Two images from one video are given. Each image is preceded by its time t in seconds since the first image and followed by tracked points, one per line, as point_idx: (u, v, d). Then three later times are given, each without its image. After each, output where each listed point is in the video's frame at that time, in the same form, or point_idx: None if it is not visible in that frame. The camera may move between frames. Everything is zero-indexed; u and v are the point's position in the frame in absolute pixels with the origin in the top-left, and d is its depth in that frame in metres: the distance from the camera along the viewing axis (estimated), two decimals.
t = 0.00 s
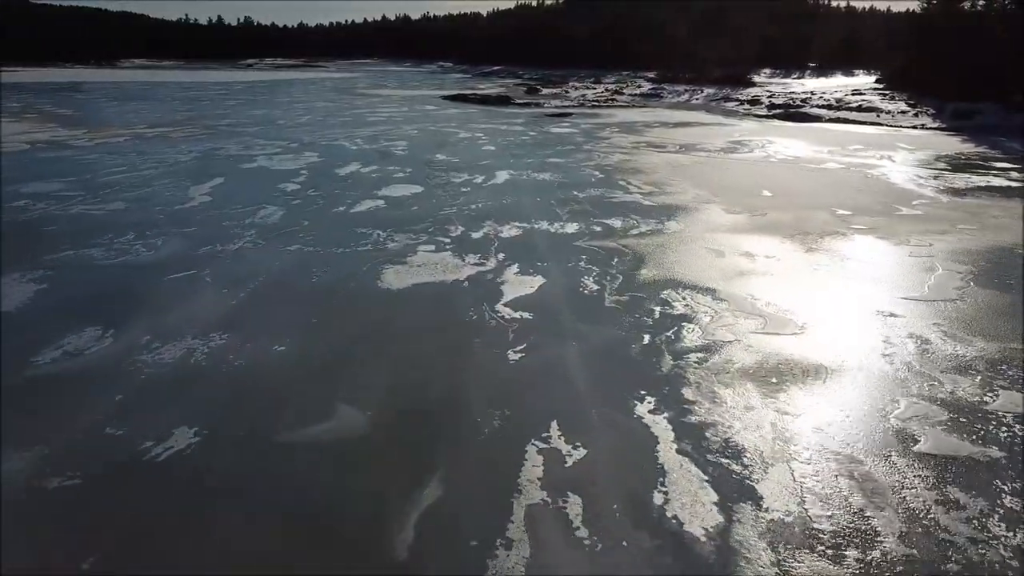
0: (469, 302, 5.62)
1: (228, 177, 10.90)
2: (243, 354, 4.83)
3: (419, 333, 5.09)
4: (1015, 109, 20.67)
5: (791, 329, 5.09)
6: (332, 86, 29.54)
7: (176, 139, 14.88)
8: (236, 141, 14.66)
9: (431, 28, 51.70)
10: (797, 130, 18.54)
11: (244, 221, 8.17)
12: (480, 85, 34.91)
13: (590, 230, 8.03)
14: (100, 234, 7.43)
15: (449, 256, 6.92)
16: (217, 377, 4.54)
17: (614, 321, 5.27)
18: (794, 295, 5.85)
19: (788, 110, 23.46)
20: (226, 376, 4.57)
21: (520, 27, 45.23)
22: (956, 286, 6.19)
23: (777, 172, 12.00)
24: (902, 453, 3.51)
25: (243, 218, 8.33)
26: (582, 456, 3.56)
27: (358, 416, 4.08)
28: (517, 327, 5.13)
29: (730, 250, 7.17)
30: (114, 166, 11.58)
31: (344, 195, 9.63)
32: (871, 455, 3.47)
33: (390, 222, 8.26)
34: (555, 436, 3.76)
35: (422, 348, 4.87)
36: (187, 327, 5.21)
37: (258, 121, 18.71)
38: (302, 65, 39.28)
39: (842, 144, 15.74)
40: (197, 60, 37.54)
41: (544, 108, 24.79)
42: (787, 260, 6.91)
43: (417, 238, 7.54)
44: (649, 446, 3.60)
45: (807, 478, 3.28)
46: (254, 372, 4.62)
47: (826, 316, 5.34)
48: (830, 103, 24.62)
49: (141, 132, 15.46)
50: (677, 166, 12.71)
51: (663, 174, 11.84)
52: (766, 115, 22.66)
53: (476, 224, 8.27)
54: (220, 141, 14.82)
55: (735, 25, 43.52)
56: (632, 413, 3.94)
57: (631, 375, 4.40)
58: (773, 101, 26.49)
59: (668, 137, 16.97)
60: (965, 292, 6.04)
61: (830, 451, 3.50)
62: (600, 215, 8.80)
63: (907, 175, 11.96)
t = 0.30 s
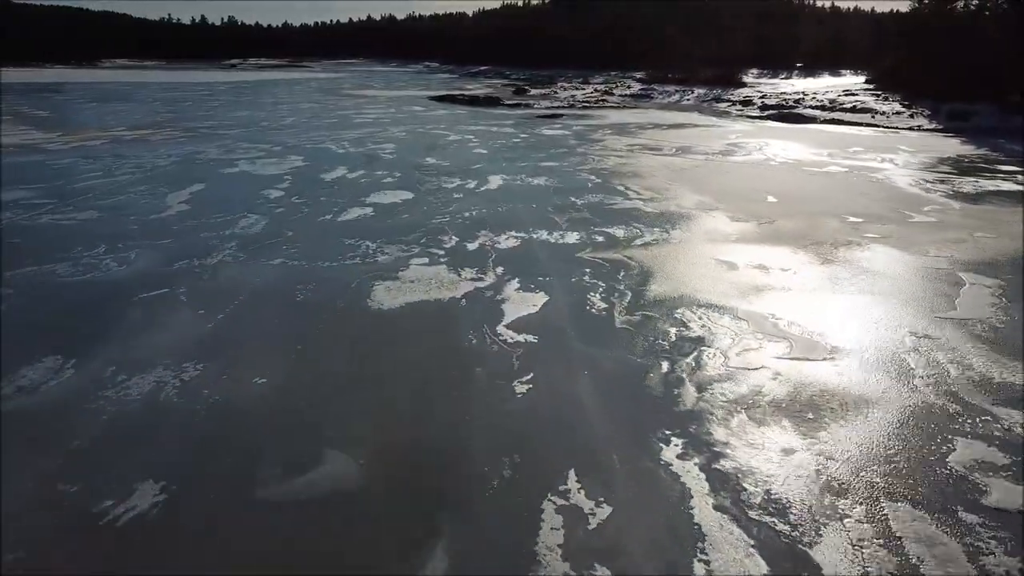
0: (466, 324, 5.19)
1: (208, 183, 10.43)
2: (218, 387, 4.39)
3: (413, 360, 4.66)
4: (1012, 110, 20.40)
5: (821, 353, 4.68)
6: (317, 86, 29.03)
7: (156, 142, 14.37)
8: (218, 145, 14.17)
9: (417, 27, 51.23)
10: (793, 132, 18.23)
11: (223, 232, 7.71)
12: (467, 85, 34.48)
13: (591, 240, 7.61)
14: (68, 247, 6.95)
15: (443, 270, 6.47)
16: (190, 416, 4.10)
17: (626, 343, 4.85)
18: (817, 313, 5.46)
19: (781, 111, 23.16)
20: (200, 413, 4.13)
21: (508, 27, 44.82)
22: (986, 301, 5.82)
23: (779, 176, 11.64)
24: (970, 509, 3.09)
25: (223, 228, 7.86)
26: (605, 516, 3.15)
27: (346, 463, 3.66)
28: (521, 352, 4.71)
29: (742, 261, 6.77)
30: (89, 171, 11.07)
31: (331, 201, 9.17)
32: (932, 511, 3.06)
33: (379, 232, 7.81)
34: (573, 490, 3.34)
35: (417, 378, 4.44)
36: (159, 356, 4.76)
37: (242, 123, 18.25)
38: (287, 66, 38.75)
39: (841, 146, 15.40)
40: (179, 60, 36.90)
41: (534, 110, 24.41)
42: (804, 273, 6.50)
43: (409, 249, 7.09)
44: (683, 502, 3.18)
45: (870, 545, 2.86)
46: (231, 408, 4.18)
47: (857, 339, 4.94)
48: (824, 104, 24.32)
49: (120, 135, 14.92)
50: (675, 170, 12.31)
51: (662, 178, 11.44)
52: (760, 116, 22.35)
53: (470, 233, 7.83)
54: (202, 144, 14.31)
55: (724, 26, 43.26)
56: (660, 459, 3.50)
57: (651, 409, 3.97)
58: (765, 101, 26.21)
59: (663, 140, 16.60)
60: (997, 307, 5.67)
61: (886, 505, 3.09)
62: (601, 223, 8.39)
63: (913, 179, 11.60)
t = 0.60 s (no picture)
0: (467, 348, 4.80)
1: (191, 188, 9.98)
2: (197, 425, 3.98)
3: (411, 392, 4.27)
4: (1011, 111, 20.17)
5: (857, 380, 4.30)
6: (306, 87, 28.59)
7: (139, 145, 13.92)
8: (203, 147, 13.73)
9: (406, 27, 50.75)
10: (790, 134, 17.94)
11: (206, 242, 7.26)
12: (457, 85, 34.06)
13: (596, 251, 7.21)
14: (39, 260, 6.51)
15: (441, 285, 6.05)
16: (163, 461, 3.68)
17: (644, 369, 4.46)
18: (844, 333, 5.09)
19: (776, 112, 22.88)
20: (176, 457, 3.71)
21: (498, 27, 44.42)
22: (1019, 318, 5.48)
23: (784, 180, 11.29)
24: None
25: (205, 238, 7.42)
26: None
27: (341, 517, 3.27)
28: (529, 382, 4.30)
29: (757, 274, 6.39)
30: (67, 175, 10.62)
31: (321, 209, 8.74)
32: None
33: (370, 242, 7.38)
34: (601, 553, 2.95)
35: (416, 413, 4.05)
36: (133, 389, 4.33)
37: (229, 124, 17.79)
38: (275, 66, 38.22)
39: (842, 149, 15.09)
40: (165, 59, 36.35)
41: (526, 110, 24.07)
42: (824, 287, 6.13)
43: (404, 262, 6.67)
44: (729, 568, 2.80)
45: None
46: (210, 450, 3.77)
47: (892, 364, 4.57)
48: (819, 105, 24.04)
49: (101, 137, 14.46)
50: (676, 174, 11.94)
51: (663, 183, 11.08)
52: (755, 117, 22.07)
53: (467, 243, 7.42)
54: (187, 146, 13.87)
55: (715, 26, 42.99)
56: (696, 513, 3.12)
57: (681, 449, 3.57)
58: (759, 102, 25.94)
59: (659, 142, 16.25)
60: None
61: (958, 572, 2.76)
62: (605, 232, 7.98)
63: (921, 183, 11.28)
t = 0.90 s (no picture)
0: (469, 375, 4.42)
1: (174, 194, 9.54)
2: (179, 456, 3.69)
3: (408, 416, 3.99)
4: (1011, 112, 19.92)
5: (902, 412, 3.93)
6: (294, 87, 28.15)
7: (121, 148, 13.47)
8: (188, 151, 13.29)
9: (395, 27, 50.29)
10: (789, 135, 17.63)
11: (187, 254, 6.83)
12: (448, 86, 33.63)
13: (602, 262, 6.83)
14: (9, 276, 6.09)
15: (440, 302, 5.64)
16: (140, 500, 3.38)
17: (667, 401, 4.07)
18: (879, 357, 4.72)
19: (772, 113, 22.61)
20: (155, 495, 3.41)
21: (488, 27, 44.03)
22: None
23: (789, 184, 10.95)
24: None
25: (187, 250, 6.99)
26: None
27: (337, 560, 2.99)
28: (543, 419, 3.91)
29: (776, 289, 6.02)
30: (45, 181, 10.18)
31: (311, 217, 8.33)
32: None
33: (363, 254, 6.97)
34: None
35: (413, 439, 3.77)
36: (104, 424, 3.95)
37: (215, 126, 17.33)
38: (262, 66, 37.71)
39: (843, 151, 14.79)
40: (150, 59, 35.83)
41: (518, 111, 23.72)
42: (848, 302, 5.77)
43: (400, 276, 6.27)
44: None
45: None
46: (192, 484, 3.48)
47: (935, 392, 4.20)
48: (815, 106, 23.76)
49: (82, 140, 14.01)
50: (677, 177, 11.58)
51: (664, 187, 10.71)
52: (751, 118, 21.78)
53: (466, 254, 7.02)
54: (170, 150, 13.44)
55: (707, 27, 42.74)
56: None
57: (717, 501, 3.18)
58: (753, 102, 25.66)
59: (656, 144, 15.91)
60: None
61: None
62: (610, 241, 7.60)
63: (930, 187, 10.97)
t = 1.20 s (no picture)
0: (479, 409, 4.04)
1: (157, 201, 9.11)
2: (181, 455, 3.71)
3: (408, 416, 4.00)
4: (1010, 113, 19.67)
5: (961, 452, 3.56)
6: (282, 88, 27.71)
7: (103, 152, 13.02)
8: (172, 154, 12.86)
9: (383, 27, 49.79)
10: (788, 137, 17.34)
11: (170, 269, 6.41)
12: (438, 86, 33.21)
13: (612, 276, 6.45)
14: None
15: (443, 321, 5.24)
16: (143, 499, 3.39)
17: (699, 441, 3.69)
18: (923, 384, 4.34)
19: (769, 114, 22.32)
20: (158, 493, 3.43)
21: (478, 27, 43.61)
22: None
23: (795, 190, 10.61)
24: None
25: (169, 263, 6.58)
26: None
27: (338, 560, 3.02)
28: (564, 462, 3.54)
29: (799, 306, 5.66)
30: (22, 187, 9.74)
31: (301, 226, 7.92)
32: None
33: (357, 267, 6.56)
34: None
35: (413, 440, 3.80)
36: (76, 466, 3.61)
37: (201, 128, 16.88)
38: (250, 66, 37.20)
39: (846, 154, 14.47)
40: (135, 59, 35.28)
41: (511, 113, 23.34)
42: (878, 321, 5.40)
43: (398, 293, 5.86)
44: None
45: None
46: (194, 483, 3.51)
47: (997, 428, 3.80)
48: (811, 107, 23.47)
49: (63, 143, 13.54)
50: (679, 182, 11.23)
51: (667, 193, 10.35)
52: (748, 120, 21.48)
53: (466, 266, 6.62)
54: (154, 154, 12.99)
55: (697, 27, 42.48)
56: None
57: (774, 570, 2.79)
58: (749, 103, 25.38)
59: (655, 146, 15.55)
60: None
61: None
62: (617, 252, 7.22)
63: (940, 192, 10.65)
